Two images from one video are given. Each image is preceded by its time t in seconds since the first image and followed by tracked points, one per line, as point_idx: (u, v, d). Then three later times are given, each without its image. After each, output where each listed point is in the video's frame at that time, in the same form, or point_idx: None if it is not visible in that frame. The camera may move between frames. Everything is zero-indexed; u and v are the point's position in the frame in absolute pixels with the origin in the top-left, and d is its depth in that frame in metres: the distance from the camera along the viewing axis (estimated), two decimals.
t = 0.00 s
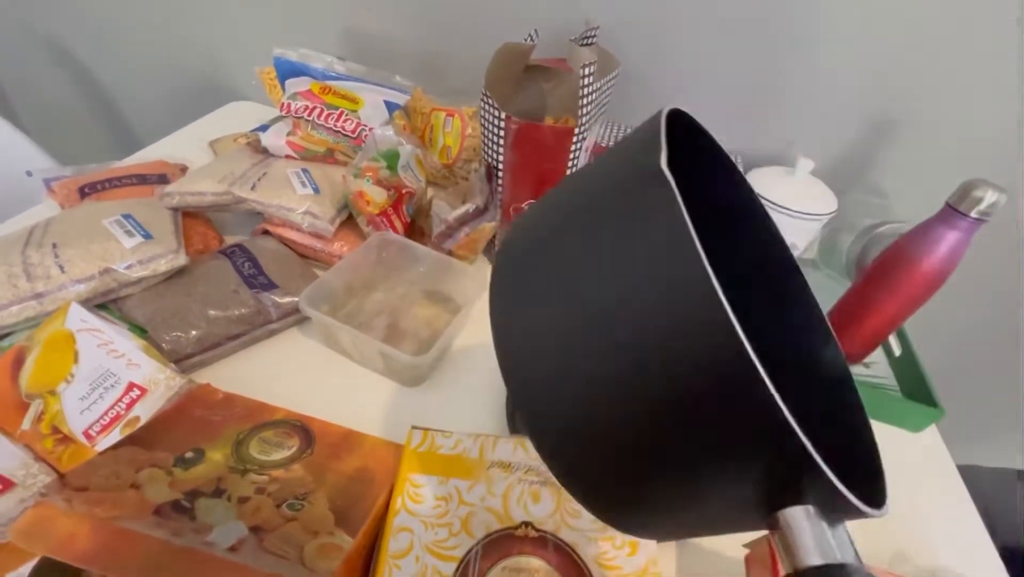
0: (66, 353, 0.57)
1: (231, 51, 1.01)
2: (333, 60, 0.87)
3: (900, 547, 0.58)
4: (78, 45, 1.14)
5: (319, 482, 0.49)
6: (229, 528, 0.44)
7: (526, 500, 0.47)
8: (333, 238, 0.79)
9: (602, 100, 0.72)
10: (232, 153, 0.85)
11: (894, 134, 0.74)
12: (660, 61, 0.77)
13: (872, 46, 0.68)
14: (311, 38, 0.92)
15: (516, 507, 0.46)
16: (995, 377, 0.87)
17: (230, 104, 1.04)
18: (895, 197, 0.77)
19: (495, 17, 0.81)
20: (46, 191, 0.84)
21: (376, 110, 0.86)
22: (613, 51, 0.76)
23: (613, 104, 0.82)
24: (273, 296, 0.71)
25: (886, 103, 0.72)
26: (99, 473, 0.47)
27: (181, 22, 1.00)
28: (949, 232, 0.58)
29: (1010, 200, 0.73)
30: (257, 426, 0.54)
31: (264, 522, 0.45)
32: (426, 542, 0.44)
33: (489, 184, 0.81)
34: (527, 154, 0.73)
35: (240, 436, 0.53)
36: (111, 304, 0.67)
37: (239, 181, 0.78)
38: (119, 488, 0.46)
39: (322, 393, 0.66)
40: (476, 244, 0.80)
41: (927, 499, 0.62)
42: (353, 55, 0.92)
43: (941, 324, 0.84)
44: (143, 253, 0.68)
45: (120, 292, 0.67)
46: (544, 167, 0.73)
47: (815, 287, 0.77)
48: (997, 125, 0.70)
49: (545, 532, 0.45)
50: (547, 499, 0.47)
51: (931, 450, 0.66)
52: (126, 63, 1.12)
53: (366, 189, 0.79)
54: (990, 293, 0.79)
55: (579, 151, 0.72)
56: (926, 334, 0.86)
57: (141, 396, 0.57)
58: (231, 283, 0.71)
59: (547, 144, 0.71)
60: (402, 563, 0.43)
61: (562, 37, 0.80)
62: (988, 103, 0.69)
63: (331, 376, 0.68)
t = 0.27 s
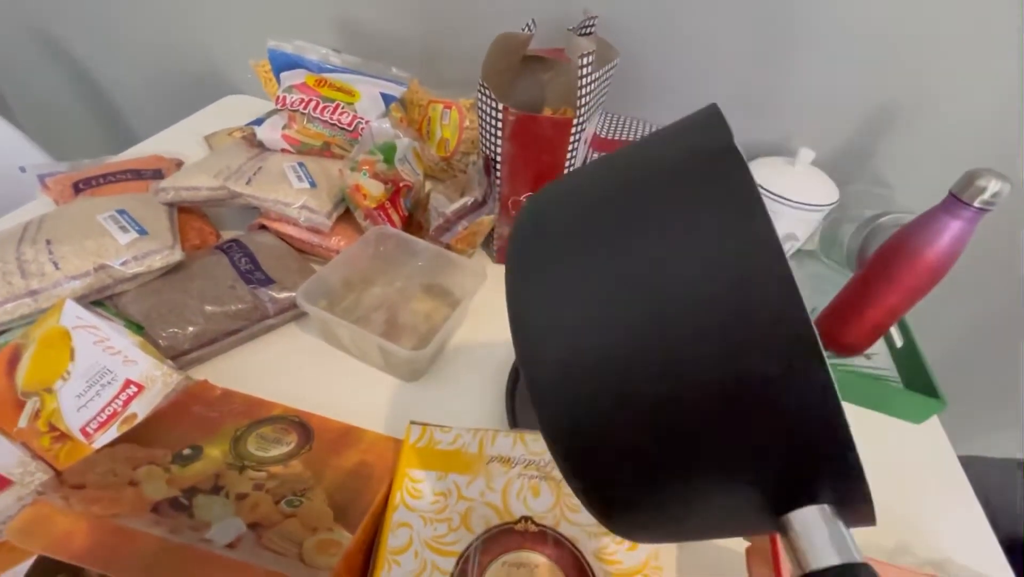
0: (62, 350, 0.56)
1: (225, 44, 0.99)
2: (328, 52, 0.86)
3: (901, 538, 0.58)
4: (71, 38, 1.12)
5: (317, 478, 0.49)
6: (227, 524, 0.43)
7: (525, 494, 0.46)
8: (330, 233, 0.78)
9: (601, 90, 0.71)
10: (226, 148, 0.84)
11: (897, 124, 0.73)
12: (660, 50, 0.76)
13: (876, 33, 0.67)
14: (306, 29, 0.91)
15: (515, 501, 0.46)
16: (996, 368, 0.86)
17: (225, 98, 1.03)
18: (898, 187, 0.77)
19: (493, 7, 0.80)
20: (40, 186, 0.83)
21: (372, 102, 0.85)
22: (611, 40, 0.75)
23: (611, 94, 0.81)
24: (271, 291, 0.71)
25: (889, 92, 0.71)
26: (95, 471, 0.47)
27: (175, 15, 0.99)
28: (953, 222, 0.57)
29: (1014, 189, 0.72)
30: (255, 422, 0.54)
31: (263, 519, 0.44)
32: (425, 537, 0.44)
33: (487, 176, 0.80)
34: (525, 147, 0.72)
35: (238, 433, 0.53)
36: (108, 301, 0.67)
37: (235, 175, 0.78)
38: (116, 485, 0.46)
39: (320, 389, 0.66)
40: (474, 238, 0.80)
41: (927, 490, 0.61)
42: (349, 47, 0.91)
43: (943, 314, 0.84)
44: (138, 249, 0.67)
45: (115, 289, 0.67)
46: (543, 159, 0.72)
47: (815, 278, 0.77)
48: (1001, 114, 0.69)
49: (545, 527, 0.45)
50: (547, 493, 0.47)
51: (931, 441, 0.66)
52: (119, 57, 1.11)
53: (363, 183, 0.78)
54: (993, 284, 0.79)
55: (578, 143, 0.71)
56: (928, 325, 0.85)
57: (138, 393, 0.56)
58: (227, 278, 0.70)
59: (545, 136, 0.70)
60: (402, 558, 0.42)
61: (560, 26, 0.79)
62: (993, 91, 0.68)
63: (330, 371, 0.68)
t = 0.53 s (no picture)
0: (57, 346, 0.56)
1: (218, 36, 0.98)
2: (322, 44, 0.85)
3: (900, 527, 0.58)
4: (62, 32, 1.11)
5: (315, 473, 0.49)
6: (224, 519, 0.43)
7: (523, 487, 0.46)
8: (327, 227, 0.78)
9: (597, 79, 0.70)
10: (220, 142, 0.84)
11: (896, 112, 0.72)
12: (658, 39, 0.75)
13: (877, 19, 0.66)
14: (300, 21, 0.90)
15: (513, 495, 0.46)
16: (996, 356, 0.86)
17: (219, 91, 1.02)
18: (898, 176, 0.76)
19: None
20: (34, 182, 0.83)
21: (367, 94, 0.84)
22: (608, 28, 0.74)
23: (609, 84, 0.80)
24: (267, 286, 0.71)
25: (889, 80, 0.70)
26: (92, 468, 0.46)
27: (166, 7, 0.98)
28: (953, 210, 0.57)
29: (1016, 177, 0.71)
30: (253, 417, 0.54)
31: (260, 514, 0.44)
32: (423, 532, 0.43)
33: (483, 168, 0.79)
34: (521, 137, 0.71)
35: (235, 429, 0.53)
36: (104, 297, 0.66)
37: (229, 169, 0.77)
38: (113, 482, 0.45)
39: (318, 384, 0.66)
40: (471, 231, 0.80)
41: (927, 483, 0.61)
42: (343, 39, 0.90)
43: (943, 303, 0.83)
44: (133, 244, 0.67)
45: (110, 285, 0.66)
46: (539, 150, 0.72)
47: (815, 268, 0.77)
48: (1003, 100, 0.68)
49: (543, 520, 0.45)
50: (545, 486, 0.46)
51: (931, 432, 0.66)
52: (112, 51, 1.10)
53: (358, 176, 0.77)
54: (994, 272, 0.78)
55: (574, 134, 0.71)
56: (927, 314, 0.85)
57: (135, 389, 0.56)
58: (223, 273, 0.70)
59: (542, 127, 0.69)
60: (399, 552, 0.42)
61: (556, 16, 0.77)
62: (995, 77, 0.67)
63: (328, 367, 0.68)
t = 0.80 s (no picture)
0: (58, 342, 0.56)
1: (211, 24, 0.97)
2: (317, 30, 0.84)
3: (906, 512, 0.57)
4: (53, 22, 1.10)
5: (319, 465, 0.49)
6: (230, 511, 0.43)
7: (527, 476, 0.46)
8: (327, 217, 0.77)
9: (598, 63, 0.69)
10: (216, 132, 0.83)
11: (902, 93, 0.71)
12: (660, 21, 0.73)
13: None
14: (294, 7, 0.88)
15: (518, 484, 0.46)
16: (1000, 339, 0.86)
17: (214, 80, 1.00)
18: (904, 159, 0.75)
19: None
20: (30, 176, 0.82)
21: (364, 82, 0.82)
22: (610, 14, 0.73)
23: (609, 68, 0.79)
24: (267, 278, 0.70)
25: (897, 60, 0.68)
26: (97, 462, 0.47)
27: None
28: (960, 191, 0.56)
29: None
30: (257, 409, 0.54)
31: (265, 506, 0.44)
32: (428, 521, 0.43)
33: (483, 156, 0.79)
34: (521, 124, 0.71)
35: (239, 421, 0.53)
36: (103, 292, 0.66)
37: (227, 160, 0.76)
38: (118, 476, 0.46)
39: (321, 375, 0.66)
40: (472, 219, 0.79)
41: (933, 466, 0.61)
42: (338, 25, 0.88)
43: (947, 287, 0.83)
44: (131, 238, 0.66)
45: (109, 279, 0.66)
46: (539, 137, 0.71)
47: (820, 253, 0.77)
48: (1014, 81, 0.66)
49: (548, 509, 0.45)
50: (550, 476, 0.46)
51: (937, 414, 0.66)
52: (105, 40, 1.08)
53: (356, 165, 0.76)
54: (1000, 255, 0.78)
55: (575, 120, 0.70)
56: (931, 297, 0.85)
57: (137, 383, 0.56)
58: (223, 266, 0.70)
59: (542, 113, 0.68)
60: (404, 542, 0.42)
61: None
62: (1006, 57, 0.65)
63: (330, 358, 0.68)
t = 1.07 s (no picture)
0: (54, 331, 0.55)
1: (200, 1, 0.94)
2: (308, 4, 0.83)
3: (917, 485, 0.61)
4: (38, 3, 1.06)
5: (322, 451, 0.48)
6: (232, 499, 0.42)
7: (536, 458, 0.45)
8: (323, 198, 0.75)
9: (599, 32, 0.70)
10: (207, 112, 0.80)
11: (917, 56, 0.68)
12: None
13: None
14: None
15: (526, 466, 0.45)
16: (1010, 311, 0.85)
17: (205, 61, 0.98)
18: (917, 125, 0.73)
19: None
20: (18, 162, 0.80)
21: (358, 57, 0.82)
22: None
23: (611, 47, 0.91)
24: (265, 261, 0.69)
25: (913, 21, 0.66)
26: (95, 452, 0.45)
27: None
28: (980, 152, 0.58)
29: None
30: (259, 395, 0.53)
31: (269, 493, 0.43)
32: (435, 505, 0.42)
33: (483, 131, 0.77)
34: (522, 96, 0.70)
35: (241, 407, 0.52)
36: (96, 278, 0.64)
37: (219, 141, 0.74)
38: (117, 465, 0.44)
39: (325, 359, 0.65)
40: (473, 197, 0.77)
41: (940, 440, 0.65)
42: None
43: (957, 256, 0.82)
44: (124, 222, 0.64)
45: (103, 265, 0.64)
46: (542, 109, 0.70)
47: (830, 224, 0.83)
48: None
49: (557, 490, 0.44)
50: (559, 457, 0.45)
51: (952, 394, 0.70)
52: (92, 21, 1.05)
53: (354, 143, 0.74)
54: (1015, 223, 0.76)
55: (577, 90, 0.69)
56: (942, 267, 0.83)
57: (136, 370, 0.55)
58: (219, 250, 0.68)
59: (544, 84, 0.68)
60: (411, 527, 0.41)
61: None
62: None
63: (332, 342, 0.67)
